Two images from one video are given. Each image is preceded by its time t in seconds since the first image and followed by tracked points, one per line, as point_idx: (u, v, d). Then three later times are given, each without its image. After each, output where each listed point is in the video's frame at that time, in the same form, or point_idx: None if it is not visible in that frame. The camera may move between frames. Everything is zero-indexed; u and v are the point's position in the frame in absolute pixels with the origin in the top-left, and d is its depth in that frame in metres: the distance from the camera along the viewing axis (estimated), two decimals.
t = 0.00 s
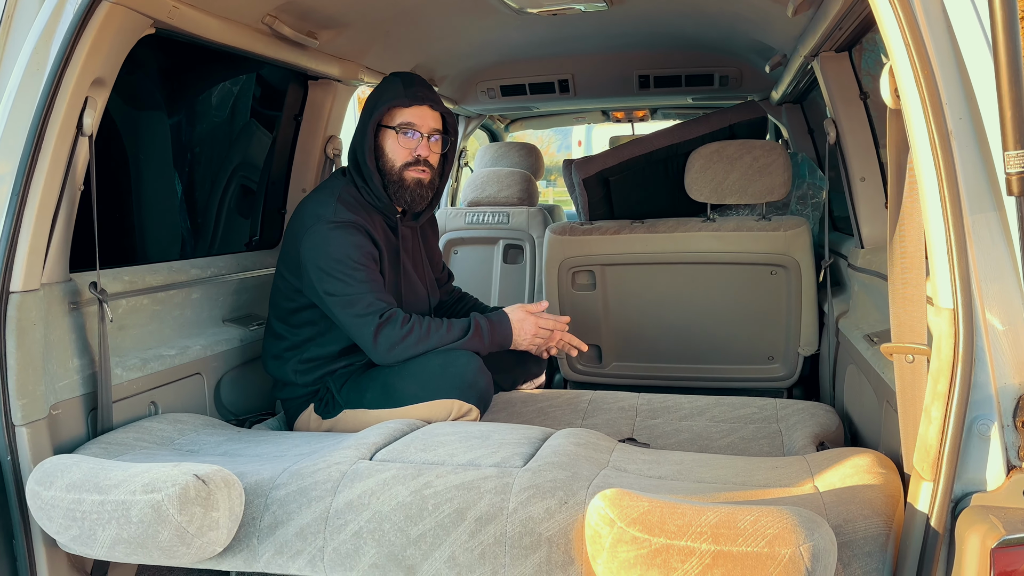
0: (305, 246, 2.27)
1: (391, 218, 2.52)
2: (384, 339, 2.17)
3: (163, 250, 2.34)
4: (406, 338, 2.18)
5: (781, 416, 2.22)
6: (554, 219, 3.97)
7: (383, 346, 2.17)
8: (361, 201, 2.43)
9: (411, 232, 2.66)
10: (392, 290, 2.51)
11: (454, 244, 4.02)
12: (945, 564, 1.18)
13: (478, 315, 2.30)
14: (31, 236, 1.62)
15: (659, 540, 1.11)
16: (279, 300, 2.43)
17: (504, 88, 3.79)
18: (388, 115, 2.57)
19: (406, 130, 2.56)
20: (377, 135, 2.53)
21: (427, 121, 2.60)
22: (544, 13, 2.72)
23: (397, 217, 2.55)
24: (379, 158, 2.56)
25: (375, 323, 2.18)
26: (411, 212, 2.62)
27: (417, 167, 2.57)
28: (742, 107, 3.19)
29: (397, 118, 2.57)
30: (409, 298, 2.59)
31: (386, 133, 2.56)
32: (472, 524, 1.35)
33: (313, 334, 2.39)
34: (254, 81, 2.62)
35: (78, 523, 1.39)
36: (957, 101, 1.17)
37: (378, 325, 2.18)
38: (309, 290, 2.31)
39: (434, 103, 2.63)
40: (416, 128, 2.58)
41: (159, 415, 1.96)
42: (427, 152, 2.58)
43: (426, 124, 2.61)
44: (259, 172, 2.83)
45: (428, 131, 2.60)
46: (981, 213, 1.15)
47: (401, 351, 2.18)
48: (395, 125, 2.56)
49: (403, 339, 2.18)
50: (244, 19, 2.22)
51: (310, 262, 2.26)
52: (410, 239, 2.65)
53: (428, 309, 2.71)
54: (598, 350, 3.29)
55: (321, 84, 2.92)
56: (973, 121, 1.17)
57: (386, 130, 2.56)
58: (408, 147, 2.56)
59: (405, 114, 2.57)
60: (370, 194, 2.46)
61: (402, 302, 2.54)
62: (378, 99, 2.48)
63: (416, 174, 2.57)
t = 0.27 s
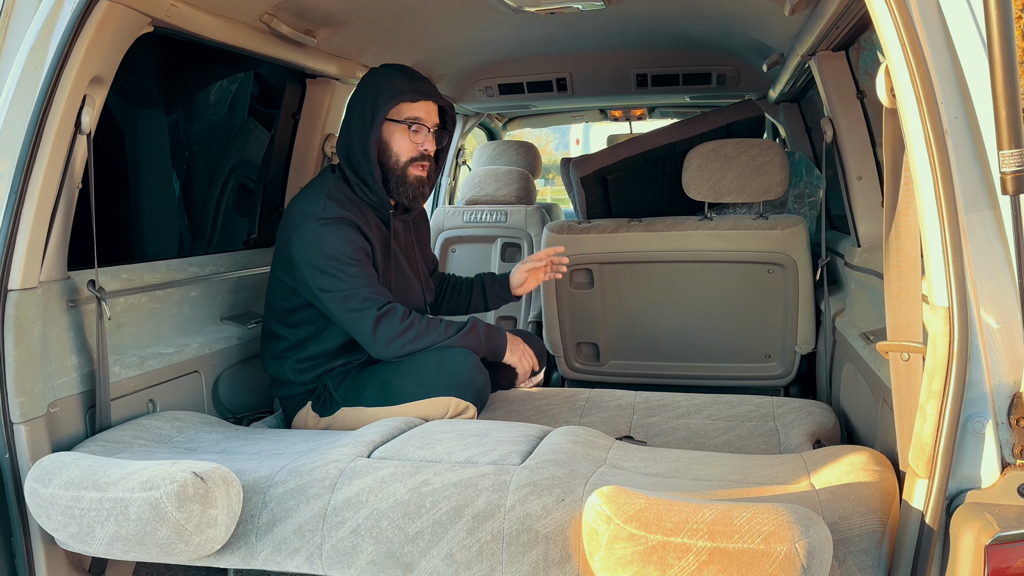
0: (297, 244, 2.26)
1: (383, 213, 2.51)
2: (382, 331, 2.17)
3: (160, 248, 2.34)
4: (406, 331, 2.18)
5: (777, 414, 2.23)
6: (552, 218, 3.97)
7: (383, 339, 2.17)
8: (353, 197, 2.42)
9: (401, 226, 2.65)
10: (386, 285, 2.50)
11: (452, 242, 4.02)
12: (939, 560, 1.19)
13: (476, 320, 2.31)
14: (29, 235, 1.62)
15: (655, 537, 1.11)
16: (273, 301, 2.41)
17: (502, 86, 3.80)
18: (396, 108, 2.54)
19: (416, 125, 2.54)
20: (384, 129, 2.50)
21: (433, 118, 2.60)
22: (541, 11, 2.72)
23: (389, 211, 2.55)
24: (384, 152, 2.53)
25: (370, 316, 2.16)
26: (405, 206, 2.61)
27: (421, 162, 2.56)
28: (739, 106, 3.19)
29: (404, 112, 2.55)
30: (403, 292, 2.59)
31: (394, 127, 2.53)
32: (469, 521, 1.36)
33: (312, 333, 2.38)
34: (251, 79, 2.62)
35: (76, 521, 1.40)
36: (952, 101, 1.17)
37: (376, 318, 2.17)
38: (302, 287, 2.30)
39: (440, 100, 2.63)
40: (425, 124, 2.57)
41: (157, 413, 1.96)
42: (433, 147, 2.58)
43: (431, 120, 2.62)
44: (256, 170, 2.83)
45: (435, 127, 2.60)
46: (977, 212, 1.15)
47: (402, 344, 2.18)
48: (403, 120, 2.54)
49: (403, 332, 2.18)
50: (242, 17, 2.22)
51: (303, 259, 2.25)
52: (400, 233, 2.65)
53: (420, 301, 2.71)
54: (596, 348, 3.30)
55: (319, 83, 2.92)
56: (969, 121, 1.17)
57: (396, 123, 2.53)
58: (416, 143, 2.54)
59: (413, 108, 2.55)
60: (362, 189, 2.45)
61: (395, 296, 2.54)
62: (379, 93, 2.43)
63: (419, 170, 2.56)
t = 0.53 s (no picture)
0: (303, 243, 2.20)
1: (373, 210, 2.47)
2: (404, 318, 2.18)
3: (158, 248, 2.34)
4: (425, 320, 2.21)
5: (773, 414, 2.24)
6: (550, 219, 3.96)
7: (406, 327, 2.18)
8: (347, 196, 2.37)
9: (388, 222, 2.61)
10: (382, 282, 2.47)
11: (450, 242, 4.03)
12: (932, 558, 1.20)
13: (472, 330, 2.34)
14: (28, 235, 1.63)
15: (650, 535, 1.12)
16: (270, 308, 2.38)
17: (500, 87, 3.80)
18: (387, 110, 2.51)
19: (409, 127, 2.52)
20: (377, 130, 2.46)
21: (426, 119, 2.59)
22: (539, 12, 2.73)
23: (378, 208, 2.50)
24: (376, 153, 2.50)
25: (393, 302, 2.17)
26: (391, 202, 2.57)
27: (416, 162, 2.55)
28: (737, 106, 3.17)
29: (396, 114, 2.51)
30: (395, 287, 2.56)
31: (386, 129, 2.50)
32: (466, 520, 1.36)
33: (312, 337, 2.39)
34: (249, 79, 2.62)
35: (76, 519, 1.41)
36: (946, 103, 1.18)
37: (398, 305, 2.18)
38: (304, 288, 2.23)
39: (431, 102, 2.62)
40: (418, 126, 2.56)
41: (155, 412, 1.97)
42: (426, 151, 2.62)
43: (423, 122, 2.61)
44: (255, 170, 2.83)
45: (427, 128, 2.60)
46: (970, 212, 1.17)
47: (423, 331, 2.20)
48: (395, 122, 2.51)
49: (424, 319, 2.21)
50: (240, 18, 2.22)
51: (309, 258, 2.19)
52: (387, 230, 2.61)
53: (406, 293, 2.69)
54: (593, 348, 3.32)
55: (318, 83, 2.93)
56: (964, 122, 1.18)
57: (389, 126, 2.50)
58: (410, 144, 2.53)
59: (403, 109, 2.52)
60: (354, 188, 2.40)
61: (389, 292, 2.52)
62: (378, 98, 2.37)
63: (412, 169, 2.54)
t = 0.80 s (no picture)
0: (285, 244, 2.25)
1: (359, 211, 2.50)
2: (387, 317, 2.19)
3: (156, 248, 2.35)
4: (409, 318, 2.22)
5: (769, 415, 2.25)
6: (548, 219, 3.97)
7: (388, 325, 2.19)
8: (330, 197, 2.41)
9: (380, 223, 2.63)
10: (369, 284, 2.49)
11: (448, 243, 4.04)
12: (925, 557, 1.21)
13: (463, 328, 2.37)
14: (27, 235, 1.63)
15: (645, 534, 1.13)
16: (261, 308, 2.38)
17: (498, 88, 3.81)
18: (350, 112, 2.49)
19: (370, 128, 2.48)
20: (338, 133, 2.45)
21: (391, 117, 2.52)
22: (536, 14, 2.75)
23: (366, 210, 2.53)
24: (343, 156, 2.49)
25: (375, 300, 2.18)
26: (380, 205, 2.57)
27: (383, 164, 2.50)
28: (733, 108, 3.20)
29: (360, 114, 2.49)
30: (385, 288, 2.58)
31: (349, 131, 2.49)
32: (462, 519, 1.37)
33: (303, 337, 2.41)
34: (248, 80, 2.63)
35: (73, 518, 1.41)
36: (939, 105, 1.19)
37: (380, 304, 2.19)
38: (290, 289, 2.28)
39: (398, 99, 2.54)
40: (382, 126, 2.50)
41: (153, 412, 1.97)
42: (391, 149, 2.51)
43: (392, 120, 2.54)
44: (253, 172, 2.84)
45: (393, 127, 2.53)
46: (962, 214, 1.17)
47: (407, 330, 2.21)
48: (358, 123, 2.48)
49: (407, 317, 2.22)
50: (239, 20, 2.23)
51: (292, 259, 2.24)
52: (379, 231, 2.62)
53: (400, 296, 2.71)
54: (590, 349, 3.32)
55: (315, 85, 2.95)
56: (957, 124, 1.18)
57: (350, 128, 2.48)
58: (373, 146, 2.49)
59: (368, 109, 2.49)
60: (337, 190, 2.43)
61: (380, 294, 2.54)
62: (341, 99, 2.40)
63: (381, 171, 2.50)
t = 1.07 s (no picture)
0: (280, 245, 2.27)
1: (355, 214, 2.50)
2: (382, 317, 2.20)
3: (154, 249, 2.35)
4: (404, 319, 2.23)
5: (766, 415, 2.26)
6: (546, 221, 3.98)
7: (383, 325, 2.20)
8: (325, 199, 2.41)
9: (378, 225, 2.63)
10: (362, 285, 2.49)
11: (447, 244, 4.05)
12: (919, 557, 1.21)
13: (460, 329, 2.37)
14: (25, 236, 1.64)
15: (640, 534, 1.14)
16: (260, 309, 2.40)
17: (496, 90, 3.82)
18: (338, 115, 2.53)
19: (356, 130, 2.50)
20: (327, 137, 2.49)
21: (376, 119, 2.53)
22: (534, 16, 2.76)
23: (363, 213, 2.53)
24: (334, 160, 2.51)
25: (370, 301, 2.20)
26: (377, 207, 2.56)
27: (368, 166, 2.48)
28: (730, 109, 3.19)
29: (346, 117, 2.53)
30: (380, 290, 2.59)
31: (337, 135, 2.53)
32: (459, 520, 1.37)
33: (300, 337, 2.41)
34: (246, 82, 2.64)
35: (71, 518, 1.41)
36: (933, 107, 1.20)
37: (375, 304, 2.21)
38: (285, 289, 2.29)
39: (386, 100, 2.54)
40: (367, 128, 2.52)
41: (151, 413, 1.98)
42: (377, 151, 2.50)
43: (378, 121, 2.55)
44: (251, 173, 2.84)
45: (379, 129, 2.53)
46: (955, 216, 1.18)
47: (402, 330, 2.22)
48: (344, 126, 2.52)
49: (402, 318, 2.23)
50: (238, 21, 2.24)
51: (286, 259, 2.26)
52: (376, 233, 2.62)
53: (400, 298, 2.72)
54: (588, 350, 3.33)
55: (313, 86, 2.95)
56: (950, 127, 1.20)
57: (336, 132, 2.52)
58: (359, 148, 2.49)
59: (355, 112, 2.52)
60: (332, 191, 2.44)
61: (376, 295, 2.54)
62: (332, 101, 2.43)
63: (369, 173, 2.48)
